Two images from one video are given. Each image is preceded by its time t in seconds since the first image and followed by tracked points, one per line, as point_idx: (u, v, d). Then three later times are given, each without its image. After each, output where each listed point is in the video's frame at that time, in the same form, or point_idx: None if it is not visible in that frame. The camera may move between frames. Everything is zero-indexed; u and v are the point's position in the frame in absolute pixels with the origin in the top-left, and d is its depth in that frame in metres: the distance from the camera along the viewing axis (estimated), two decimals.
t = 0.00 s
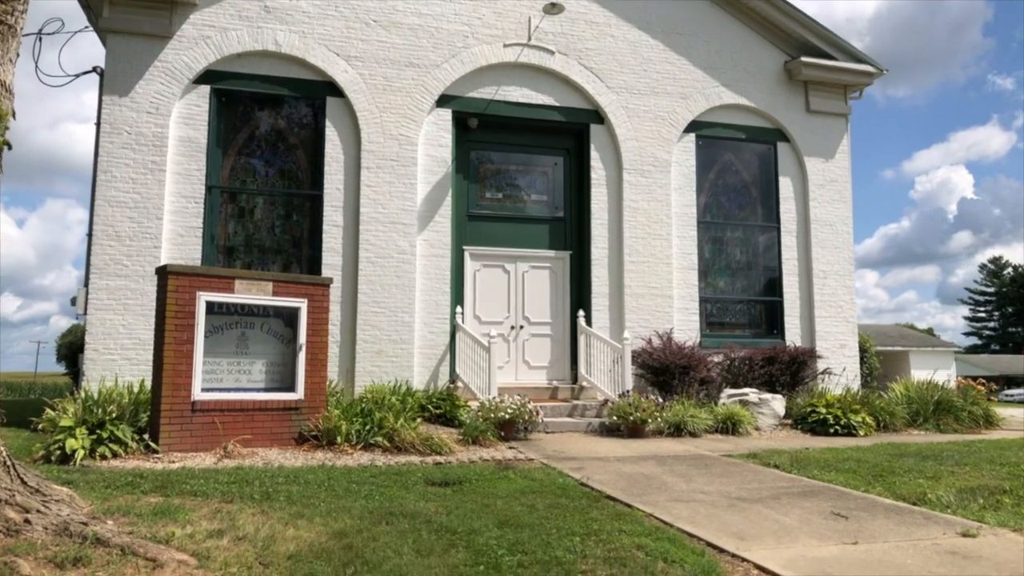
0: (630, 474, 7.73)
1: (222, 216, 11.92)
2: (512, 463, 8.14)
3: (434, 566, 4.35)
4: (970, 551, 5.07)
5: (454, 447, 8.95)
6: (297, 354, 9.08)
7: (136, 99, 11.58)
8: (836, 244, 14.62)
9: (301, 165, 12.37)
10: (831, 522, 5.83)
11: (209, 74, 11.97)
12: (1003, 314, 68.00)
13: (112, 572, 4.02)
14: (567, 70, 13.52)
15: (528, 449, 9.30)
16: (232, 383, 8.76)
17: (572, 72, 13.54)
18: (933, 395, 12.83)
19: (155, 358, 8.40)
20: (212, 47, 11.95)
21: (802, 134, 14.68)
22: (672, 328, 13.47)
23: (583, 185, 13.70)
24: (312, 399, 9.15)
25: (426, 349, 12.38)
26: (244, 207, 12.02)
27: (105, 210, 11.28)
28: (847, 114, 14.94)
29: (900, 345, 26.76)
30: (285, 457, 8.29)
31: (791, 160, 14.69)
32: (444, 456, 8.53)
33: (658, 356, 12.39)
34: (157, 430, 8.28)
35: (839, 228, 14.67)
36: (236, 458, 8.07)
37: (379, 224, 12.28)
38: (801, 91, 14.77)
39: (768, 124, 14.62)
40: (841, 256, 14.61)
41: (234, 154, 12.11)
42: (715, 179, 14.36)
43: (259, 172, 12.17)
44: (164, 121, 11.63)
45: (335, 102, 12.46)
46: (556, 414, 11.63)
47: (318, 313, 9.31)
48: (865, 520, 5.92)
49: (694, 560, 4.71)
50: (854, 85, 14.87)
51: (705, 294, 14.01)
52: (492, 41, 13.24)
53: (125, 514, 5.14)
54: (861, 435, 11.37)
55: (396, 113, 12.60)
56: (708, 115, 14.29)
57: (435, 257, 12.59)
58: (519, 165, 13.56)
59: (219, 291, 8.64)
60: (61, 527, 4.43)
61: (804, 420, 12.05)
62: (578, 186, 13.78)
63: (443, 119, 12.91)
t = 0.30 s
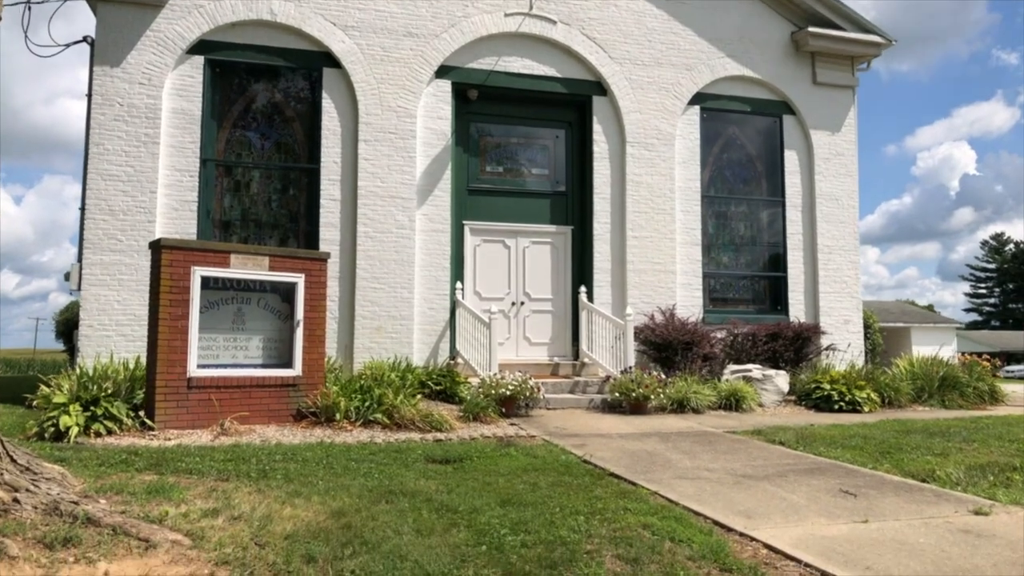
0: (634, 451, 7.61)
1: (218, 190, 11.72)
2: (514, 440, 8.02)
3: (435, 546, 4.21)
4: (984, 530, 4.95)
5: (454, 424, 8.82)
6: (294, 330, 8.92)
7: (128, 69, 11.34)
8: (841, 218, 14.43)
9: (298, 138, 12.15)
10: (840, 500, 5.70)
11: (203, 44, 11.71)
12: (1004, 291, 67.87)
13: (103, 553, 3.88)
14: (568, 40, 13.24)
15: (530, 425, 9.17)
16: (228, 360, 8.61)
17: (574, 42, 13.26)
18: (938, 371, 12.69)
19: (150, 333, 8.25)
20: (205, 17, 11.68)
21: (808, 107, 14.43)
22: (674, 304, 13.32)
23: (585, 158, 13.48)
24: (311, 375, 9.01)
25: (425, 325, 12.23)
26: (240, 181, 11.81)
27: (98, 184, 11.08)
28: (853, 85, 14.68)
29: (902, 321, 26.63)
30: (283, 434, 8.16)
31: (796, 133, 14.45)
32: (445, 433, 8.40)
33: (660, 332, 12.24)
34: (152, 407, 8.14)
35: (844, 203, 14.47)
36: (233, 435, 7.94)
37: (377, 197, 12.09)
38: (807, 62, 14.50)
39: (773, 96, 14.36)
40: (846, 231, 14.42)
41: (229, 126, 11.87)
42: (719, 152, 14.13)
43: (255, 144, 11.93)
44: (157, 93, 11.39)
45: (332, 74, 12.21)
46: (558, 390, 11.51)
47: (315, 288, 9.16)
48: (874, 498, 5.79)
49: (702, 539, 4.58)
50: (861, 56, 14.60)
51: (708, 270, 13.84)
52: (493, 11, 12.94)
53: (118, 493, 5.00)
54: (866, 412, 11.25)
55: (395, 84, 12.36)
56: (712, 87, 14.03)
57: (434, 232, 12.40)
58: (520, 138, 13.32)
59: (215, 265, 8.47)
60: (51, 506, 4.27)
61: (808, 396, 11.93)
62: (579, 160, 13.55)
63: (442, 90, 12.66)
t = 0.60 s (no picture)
0: (632, 440, 7.55)
1: (213, 178, 11.61)
2: (512, 430, 7.96)
3: (431, 539, 4.15)
4: (986, 521, 4.89)
5: (451, 413, 8.76)
6: (290, 319, 8.85)
7: (121, 56, 11.21)
8: (841, 206, 14.34)
9: (294, 126, 12.03)
10: (841, 490, 5.64)
11: (197, 30, 11.58)
12: (1001, 279, 67.87)
13: (92, 547, 3.81)
14: (567, 26, 13.11)
15: (528, 415, 9.11)
16: (224, 349, 8.54)
17: (572, 29, 13.13)
18: (937, 359, 12.64)
19: (144, 323, 8.16)
20: (199, 3, 11.54)
21: (808, 94, 14.31)
22: (673, 293, 13.25)
23: (584, 146, 13.37)
24: (307, 365, 8.94)
25: (423, 314, 12.15)
26: (235, 169, 11.70)
27: (91, 172, 10.97)
28: (854, 72, 14.56)
29: (900, 310, 26.57)
30: (279, 424, 8.09)
31: (796, 120, 14.34)
32: (442, 423, 8.33)
33: (659, 321, 12.18)
34: (147, 397, 8.06)
35: (844, 191, 14.38)
36: (228, 425, 7.86)
37: (374, 185, 11.99)
38: (807, 49, 14.38)
39: (772, 83, 14.24)
40: (846, 219, 14.34)
41: (224, 114, 11.75)
42: (718, 139, 14.02)
43: (250, 132, 11.81)
44: (151, 80, 11.26)
45: (328, 61, 12.08)
46: (556, 379, 11.45)
47: (311, 277, 9.08)
48: (875, 488, 5.74)
49: (702, 531, 4.52)
50: (862, 42, 14.48)
51: (707, 259, 13.76)
52: None
53: (110, 485, 4.93)
54: (865, 401, 11.20)
55: (391, 71, 12.24)
56: (712, 74, 13.91)
57: (431, 221, 12.30)
58: (518, 126, 13.20)
59: (209, 254, 8.38)
60: (40, 499, 4.19)
61: (807, 385, 11.87)
62: (578, 147, 13.44)
63: (439, 77, 12.54)
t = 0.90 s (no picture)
0: (626, 432, 7.49)
1: (205, 170, 11.50)
2: (504, 422, 7.89)
3: (416, 533, 4.07)
4: (983, 512, 4.82)
5: (444, 406, 8.67)
6: (281, 312, 8.77)
7: (110, 46, 11.09)
8: (838, 196, 14.26)
9: (286, 117, 11.92)
10: (836, 482, 5.57)
11: (187, 20, 11.45)
12: (999, 271, 67.85)
13: (70, 543, 3.74)
14: (561, 16, 12.99)
15: (521, 407, 9.04)
16: (214, 342, 8.45)
17: (567, 18, 13.01)
18: (934, 350, 12.58)
19: (132, 316, 8.06)
20: None
21: (805, 83, 14.21)
22: (669, 284, 13.17)
23: (579, 137, 13.26)
24: (298, 357, 8.86)
25: (417, 306, 12.06)
26: (227, 161, 11.59)
27: (81, 164, 10.86)
28: (851, 61, 14.45)
29: (898, 301, 26.54)
30: (270, 417, 8.01)
31: (793, 110, 14.24)
32: (434, 416, 8.24)
33: (654, 313, 12.10)
34: (136, 390, 7.97)
35: (841, 181, 14.29)
36: (218, 419, 7.78)
37: (368, 176, 11.89)
38: (804, 38, 14.27)
39: (769, 73, 14.13)
40: (843, 209, 14.25)
41: (216, 105, 11.64)
42: (714, 130, 13.91)
43: (242, 123, 11.69)
44: (140, 70, 11.14)
45: (321, 51, 11.95)
46: (551, 371, 11.38)
47: (302, 269, 8.99)
48: (871, 480, 5.67)
49: (693, 524, 4.45)
50: (859, 32, 14.37)
51: (703, 250, 13.67)
52: None
53: (92, 479, 4.86)
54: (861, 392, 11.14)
55: (384, 61, 12.12)
56: (708, 63, 13.80)
57: (425, 212, 12.20)
58: (513, 116, 13.08)
59: (199, 246, 8.28)
60: (17, 493, 4.10)
61: (803, 376, 11.81)
62: (573, 138, 13.33)
63: (433, 67, 12.42)
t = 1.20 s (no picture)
0: (614, 431, 7.36)
1: (191, 166, 11.36)
2: (491, 421, 7.76)
3: (387, 538, 3.94)
4: (975, 514, 4.69)
5: (431, 405, 8.53)
6: (265, 310, 8.63)
7: (94, 40, 10.95)
8: (833, 191, 14.11)
9: (274, 113, 11.77)
10: (825, 482, 5.44)
11: (172, 14, 11.30)
12: (999, 267, 67.68)
13: (25, 551, 3.61)
14: (553, 9, 12.84)
15: (510, 406, 8.90)
16: (197, 341, 8.31)
17: (558, 11, 12.86)
18: (930, 347, 12.44)
19: (112, 314, 7.92)
20: None
21: (800, 77, 14.06)
22: (662, 281, 13.04)
23: (571, 132, 13.11)
24: (282, 356, 8.72)
25: (407, 304, 11.92)
26: (214, 157, 11.45)
27: (64, 160, 10.72)
28: (846, 55, 14.30)
29: (896, 297, 26.39)
30: (252, 417, 7.87)
31: (787, 104, 14.09)
32: (420, 415, 8.11)
33: (647, 310, 11.95)
34: (116, 391, 7.82)
35: (837, 176, 14.15)
36: (200, 419, 7.64)
37: (356, 172, 11.75)
38: (799, 31, 14.12)
39: (764, 67, 13.98)
40: (838, 205, 14.11)
41: (202, 100, 11.49)
42: (708, 125, 13.76)
43: (229, 119, 11.55)
44: (125, 65, 10.99)
45: (308, 46, 11.81)
46: (542, 369, 11.24)
47: (287, 266, 8.86)
48: (861, 480, 5.53)
49: (675, 527, 4.31)
50: (854, 25, 14.22)
51: (697, 246, 13.53)
52: None
53: (58, 483, 4.73)
54: (856, 389, 11.01)
55: (373, 55, 11.98)
56: (702, 57, 13.65)
57: (415, 209, 12.06)
58: (504, 111, 12.93)
59: (180, 243, 8.14)
60: None
61: (797, 374, 11.67)
62: (565, 133, 13.18)
63: (422, 62, 12.26)
